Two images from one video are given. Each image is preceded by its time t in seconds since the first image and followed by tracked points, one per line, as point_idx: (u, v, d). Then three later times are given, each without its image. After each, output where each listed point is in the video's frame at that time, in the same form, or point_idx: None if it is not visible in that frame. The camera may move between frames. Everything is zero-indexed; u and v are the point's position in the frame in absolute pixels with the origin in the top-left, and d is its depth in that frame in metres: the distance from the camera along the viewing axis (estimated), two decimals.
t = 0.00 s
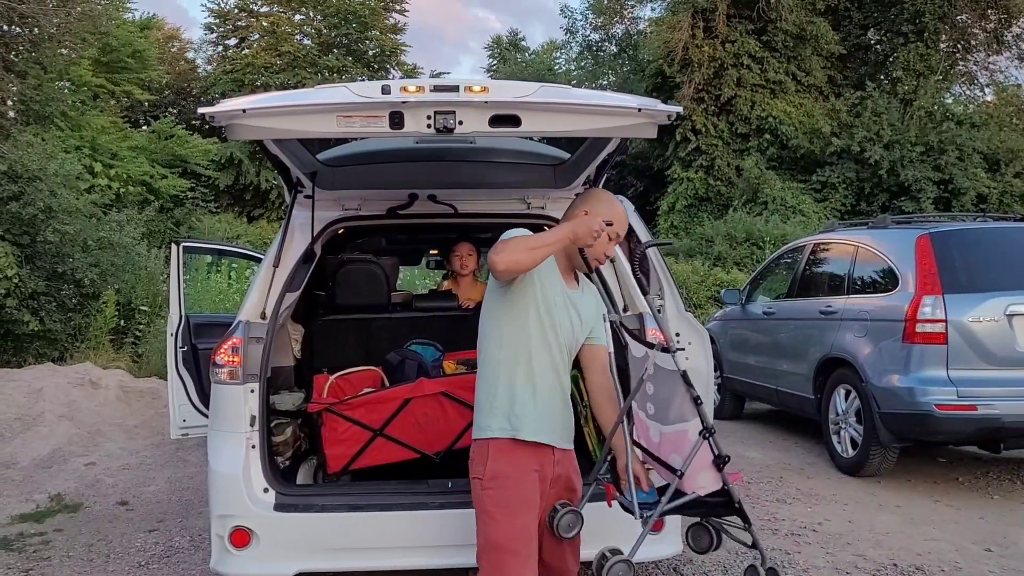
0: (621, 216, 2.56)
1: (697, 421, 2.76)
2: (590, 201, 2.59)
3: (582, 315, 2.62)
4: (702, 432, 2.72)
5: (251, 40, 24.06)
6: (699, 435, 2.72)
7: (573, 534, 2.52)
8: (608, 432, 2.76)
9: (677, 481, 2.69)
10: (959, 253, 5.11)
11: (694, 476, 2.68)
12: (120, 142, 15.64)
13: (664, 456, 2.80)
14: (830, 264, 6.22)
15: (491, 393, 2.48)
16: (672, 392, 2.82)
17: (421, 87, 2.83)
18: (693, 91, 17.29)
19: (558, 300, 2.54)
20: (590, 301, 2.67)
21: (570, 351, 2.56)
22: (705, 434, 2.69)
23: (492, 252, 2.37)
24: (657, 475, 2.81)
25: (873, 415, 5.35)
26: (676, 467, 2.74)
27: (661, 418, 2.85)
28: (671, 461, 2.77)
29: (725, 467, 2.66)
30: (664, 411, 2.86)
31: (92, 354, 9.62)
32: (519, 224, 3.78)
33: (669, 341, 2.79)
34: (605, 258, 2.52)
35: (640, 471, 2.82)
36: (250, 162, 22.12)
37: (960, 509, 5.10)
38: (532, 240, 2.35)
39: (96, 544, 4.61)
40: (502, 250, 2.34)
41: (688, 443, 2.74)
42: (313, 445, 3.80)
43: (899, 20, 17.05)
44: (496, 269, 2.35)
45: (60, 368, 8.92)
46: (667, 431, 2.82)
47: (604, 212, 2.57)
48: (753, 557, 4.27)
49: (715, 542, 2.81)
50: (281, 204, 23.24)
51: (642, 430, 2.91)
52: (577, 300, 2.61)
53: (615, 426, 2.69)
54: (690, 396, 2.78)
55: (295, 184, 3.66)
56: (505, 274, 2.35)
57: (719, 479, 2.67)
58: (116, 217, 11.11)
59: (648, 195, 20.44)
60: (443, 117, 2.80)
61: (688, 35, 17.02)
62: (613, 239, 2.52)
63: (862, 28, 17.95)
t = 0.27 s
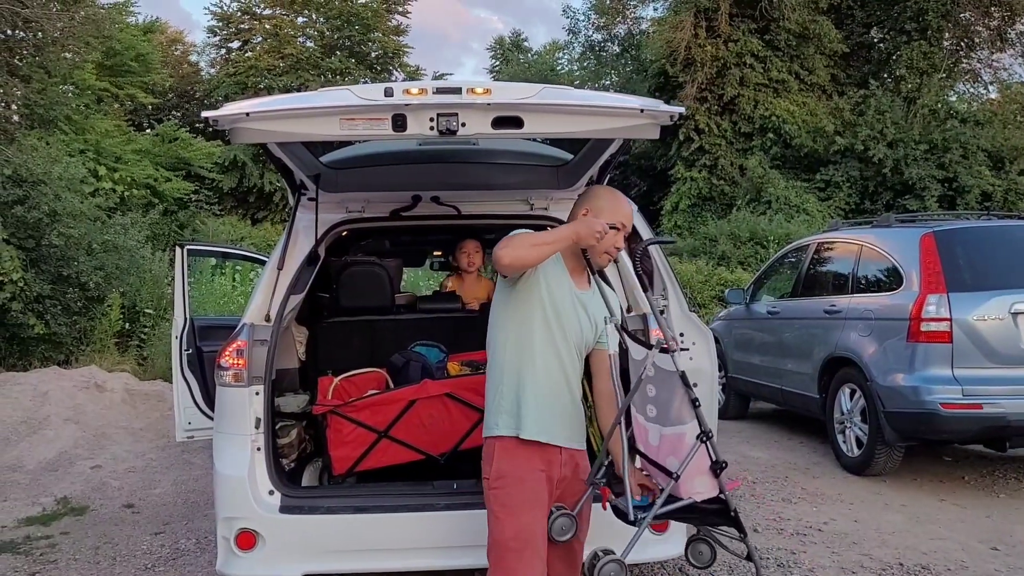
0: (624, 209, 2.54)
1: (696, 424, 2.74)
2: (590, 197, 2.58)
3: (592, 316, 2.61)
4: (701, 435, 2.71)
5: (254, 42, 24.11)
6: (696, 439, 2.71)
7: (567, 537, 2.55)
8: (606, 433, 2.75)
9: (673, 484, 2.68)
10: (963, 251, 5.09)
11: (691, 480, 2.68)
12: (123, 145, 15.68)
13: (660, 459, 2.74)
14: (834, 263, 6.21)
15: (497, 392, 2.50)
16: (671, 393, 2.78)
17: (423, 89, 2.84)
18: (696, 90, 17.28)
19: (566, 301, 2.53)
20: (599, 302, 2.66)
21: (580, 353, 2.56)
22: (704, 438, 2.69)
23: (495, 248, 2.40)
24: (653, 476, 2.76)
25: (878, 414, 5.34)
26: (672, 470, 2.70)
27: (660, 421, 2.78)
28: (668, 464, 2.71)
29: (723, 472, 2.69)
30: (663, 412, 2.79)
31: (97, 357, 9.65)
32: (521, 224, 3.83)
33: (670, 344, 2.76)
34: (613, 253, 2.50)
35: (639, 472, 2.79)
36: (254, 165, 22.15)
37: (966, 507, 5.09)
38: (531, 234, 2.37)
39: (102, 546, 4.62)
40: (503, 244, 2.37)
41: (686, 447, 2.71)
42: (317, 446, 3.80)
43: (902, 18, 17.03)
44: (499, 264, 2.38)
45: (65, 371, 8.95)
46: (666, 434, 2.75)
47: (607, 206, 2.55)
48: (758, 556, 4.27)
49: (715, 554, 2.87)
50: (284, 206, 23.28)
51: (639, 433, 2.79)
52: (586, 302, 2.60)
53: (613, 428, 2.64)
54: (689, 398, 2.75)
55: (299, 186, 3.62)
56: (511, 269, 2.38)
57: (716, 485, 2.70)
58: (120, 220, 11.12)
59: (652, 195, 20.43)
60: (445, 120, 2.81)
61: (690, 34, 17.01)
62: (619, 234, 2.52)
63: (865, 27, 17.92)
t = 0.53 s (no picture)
0: (631, 208, 2.55)
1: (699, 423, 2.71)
2: (597, 195, 2.58)
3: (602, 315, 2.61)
4: (703, 434, 2.69)
5: (259, 45, 24.16)
6: (698, 438, 2.70)
7: (575, 536, 2.54)
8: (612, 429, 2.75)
9: (676, 483, 2.69)
10: (970, 251, 5.08)
11: (694, 482, 2.69)
12: (129, 148, 15.72)
13: (664, 459, 2.75)
14: (840, 264, 6.19)
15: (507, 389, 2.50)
16: (673, 391, 2.75)
17: (428, 90, 2.84)
18: (700, 91, 17.27)
19: (576, 300, 2.53)
20: (609, 301, 2.65)
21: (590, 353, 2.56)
22: (706, 438, 2.67)
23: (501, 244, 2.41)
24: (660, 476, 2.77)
25: (884, 414, 5.33)
26: (674, 470, 2.72)
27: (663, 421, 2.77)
28: (670, 464, 2.72)
29: (727, 473, 2.68)
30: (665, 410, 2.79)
31: (104, 359, 9.68)
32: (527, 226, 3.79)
33: (671, 342, 2.65)
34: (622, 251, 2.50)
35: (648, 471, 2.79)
36: (259, 167, 22.19)
37: (973, 508, 5.07)
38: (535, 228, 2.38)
39: (109, 548, 4.63)
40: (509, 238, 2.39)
41: (688, 445, 2.70)
42: (323, 447, 3.80)
43: (907, 17, 16.98)
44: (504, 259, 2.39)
45: (72, 373, 8.97)
46: (668, 433, 2.75)
47: (615, 206, 2.54)
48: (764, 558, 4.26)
49: (734, 563, 2.85)
50: (289, 208, 23.31)
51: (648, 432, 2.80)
52: (597, 301, 2.59)
53: (615, 426, 2.61)
54: (689, 396, 2.72)
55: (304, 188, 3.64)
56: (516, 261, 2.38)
57: (721, 487, 2.69)
58: (126, 222, 11.14)
59: (657, 196, 20.43)
60: (450, 121, 2.81)
61: (695, 35, 16.99)
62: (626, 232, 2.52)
63: (870, 27, 17.88)
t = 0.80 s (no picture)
0: (638, 206, 2.54)
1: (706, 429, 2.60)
2: (603, 194, 2.57)
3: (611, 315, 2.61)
4: (710, 441, 2.59)
5: (264, 47, 24.22)
6: (705, 446, 2.59)
7: (585, 540, 2.58)
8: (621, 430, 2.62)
9: (685, 491, 2.58)
10: (978, 252, 5.05)
11: (701, 490, 2.57)
12: (135, 150, 15.77)
13: (671, 465, 2.62)
14: (847, 264, 6.17)
15: (518, 393, 2.50)
16: (679, 396, 2.63)
17: (434, 92, 2.84)
18: (705, 92, 17.27)
19: (584, 301, 2.52)
20: (617, 301, 2.65)
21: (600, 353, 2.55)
22: (713, 445, 2.57)
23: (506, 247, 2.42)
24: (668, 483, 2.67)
25: (891, 415, 5.31)
26: (682, 476, 2.60)
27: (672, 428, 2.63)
28: (678, 472, 2.60)
29: (737, 481, 2.57)
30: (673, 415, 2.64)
31: (111, 360, 9.71)
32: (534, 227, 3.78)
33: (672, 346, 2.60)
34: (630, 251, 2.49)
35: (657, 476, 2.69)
36: (265, 169, 22.24)
37: (981, 510, 5.05)
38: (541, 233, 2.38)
39: (115, 550, 4.64)
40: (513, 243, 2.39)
41: (696, 451, 2.60)
42: (329, 449, 3.79)
43: (913, 18, 16.95)
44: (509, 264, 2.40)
45: (78, 375, 9.01)
46: (675, 439, 2.62)
47: (620, 204, 2.53)
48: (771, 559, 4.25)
49: (750, 569, 2.75)
50: (295, 210, 23.36)
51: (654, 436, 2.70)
52: (605, 302, 2.59)
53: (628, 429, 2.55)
54: (694, 402, 2.62)
55: (310, 191, 3.67)
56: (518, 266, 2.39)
57: (730, 494, 2.58)
58: (133, 224, 11.17)
59: (662, 198, 20.42)
60: (456, 123, 2.81)
61: (700, 36, 16.97)
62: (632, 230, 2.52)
63: (875, 27, 17.83)
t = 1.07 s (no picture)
0: (641, 202, 2.50)
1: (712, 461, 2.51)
2: (603, 191, 2.52)
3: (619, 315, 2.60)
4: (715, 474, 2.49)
5: (268, 49, 24.25)
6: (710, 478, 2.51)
7: (590, 555, 2.66)
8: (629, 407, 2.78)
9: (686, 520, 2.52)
10: (984, 251, 5.03)
11: (704, 521, 2.50)
12: (140, 152, 15.78)
13: (679, 493, 2.60)
14: (852, 264, 6.16)
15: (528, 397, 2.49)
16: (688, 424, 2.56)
17: (438, 92, 2.83)
18: (709, 92, 17.24)
19: (593, 303, 2.51)
20: (625, 300, 2.65)
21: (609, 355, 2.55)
22: (717, 478, 2.47)
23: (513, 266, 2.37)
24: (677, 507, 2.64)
25: (898, 415, 5.29)
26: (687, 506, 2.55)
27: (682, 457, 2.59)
28: (683, 501, 2.57)
29: (741, 516, 2.47)
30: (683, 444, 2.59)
31: (116, 362, 9.72)
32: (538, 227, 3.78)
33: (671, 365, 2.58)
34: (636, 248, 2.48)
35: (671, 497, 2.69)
36: (269, 170, 22.26)
37: (988, 510, 5.03)
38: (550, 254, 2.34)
39: (122, 551, 4.65)
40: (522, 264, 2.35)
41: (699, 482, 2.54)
42: (335, 450, 3.79)
43: (917, 17, 16.91)
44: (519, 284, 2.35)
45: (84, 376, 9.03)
46: (681, 467, 2.59)
47: (623, 201, 2.48)
48: (778, 559, 4.24)
49: None
50: (299, 211, 23.39)
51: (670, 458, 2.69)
52: (613, 302, 2.59)
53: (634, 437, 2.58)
54: (700, 434, 2.53)
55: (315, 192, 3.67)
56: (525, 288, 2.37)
57: (734, 528, 2.49)
58: (137, 226, 11.18)
59: (666, 198, 20.40)
60: (461, 123, 2.80)
61: (704, 36, 16.97)
62: (635, 226, 2.48)
63: (880, 26, 17.77)
